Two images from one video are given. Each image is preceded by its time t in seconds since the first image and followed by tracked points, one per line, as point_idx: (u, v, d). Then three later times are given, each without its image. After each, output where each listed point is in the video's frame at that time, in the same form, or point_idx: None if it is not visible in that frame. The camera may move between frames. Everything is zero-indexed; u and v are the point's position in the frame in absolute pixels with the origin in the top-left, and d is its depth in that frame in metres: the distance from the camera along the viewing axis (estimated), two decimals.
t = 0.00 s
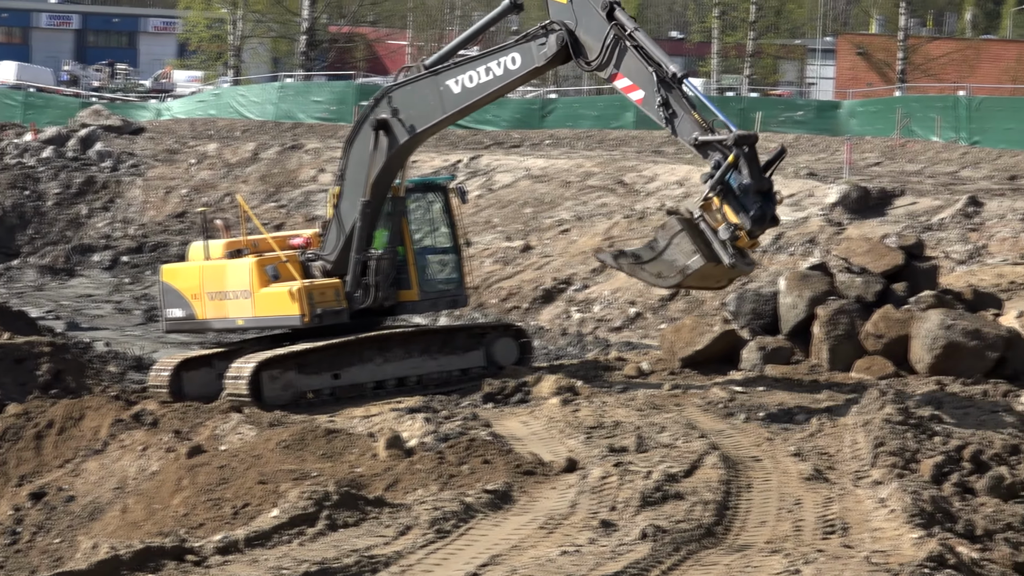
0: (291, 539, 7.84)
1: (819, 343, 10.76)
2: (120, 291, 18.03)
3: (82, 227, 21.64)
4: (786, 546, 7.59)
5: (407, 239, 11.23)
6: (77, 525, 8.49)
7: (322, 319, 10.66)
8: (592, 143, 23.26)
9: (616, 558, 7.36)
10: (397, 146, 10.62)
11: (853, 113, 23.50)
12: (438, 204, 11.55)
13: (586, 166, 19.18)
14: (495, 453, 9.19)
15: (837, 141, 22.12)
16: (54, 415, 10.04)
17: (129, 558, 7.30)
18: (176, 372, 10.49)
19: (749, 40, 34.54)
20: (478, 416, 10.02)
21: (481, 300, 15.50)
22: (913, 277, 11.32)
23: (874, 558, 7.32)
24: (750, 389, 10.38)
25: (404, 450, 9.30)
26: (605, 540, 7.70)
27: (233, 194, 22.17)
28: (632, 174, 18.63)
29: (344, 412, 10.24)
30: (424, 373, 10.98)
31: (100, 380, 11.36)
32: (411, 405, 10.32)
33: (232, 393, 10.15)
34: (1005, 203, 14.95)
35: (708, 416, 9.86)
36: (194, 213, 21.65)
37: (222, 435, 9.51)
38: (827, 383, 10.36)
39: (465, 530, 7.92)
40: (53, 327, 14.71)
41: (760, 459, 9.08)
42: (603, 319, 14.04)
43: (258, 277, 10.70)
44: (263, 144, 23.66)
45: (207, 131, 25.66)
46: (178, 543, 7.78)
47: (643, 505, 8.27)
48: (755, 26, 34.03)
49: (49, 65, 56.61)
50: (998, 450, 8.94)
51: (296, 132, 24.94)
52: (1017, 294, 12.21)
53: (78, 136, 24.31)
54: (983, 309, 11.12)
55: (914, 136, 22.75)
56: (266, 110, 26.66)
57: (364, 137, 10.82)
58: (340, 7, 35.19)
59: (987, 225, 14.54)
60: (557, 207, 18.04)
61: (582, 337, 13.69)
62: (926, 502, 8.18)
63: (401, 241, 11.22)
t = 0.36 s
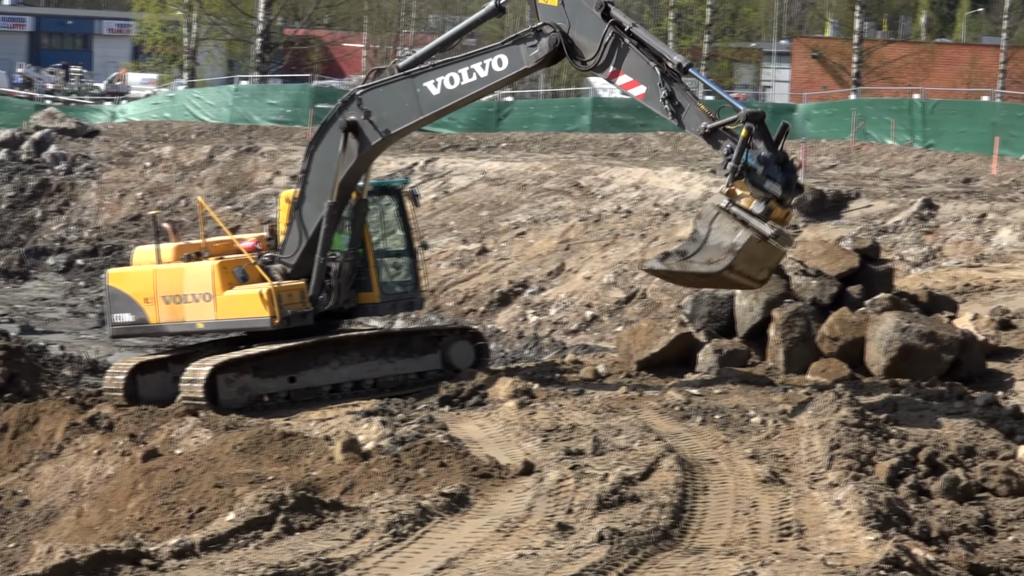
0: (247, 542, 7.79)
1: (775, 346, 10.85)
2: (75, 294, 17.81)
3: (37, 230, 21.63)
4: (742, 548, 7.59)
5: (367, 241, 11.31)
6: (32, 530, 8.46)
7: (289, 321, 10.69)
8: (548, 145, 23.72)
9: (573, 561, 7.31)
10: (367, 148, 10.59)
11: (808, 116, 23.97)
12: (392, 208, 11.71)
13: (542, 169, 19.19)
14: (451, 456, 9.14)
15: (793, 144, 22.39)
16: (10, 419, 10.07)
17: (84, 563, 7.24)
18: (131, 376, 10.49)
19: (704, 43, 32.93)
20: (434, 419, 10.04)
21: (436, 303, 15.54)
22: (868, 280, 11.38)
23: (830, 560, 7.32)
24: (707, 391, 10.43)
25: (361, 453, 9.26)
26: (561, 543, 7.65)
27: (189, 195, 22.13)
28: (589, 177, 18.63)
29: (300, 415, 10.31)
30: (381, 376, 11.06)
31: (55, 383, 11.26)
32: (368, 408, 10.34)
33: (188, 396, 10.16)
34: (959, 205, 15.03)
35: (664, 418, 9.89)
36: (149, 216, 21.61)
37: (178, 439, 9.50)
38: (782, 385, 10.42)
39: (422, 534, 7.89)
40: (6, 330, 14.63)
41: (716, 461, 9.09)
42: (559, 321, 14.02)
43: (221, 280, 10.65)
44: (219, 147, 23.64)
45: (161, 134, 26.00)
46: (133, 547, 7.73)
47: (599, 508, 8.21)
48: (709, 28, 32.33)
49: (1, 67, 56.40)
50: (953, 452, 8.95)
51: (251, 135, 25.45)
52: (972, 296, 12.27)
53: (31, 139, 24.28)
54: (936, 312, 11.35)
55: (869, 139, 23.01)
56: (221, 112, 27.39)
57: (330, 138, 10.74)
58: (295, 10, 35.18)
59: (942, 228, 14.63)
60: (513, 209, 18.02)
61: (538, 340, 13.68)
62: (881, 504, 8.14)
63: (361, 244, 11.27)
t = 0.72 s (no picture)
0: (216, 545, 7.66)
1: (744, 348, 10.92)
2: (42, 295, 17.62)
3: (4, 232, 22.04)
4: (711, 550, 7.53)
5: (338, 243, 11.38)
6: None
7: (267, 322, 10.66)
8: (517, 147, 24.51)
9: (542, 563, 7.20)
10: (347, 149, 10.67)
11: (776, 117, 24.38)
12: (359, 211, 11.80)
13: (510, 171, 19.33)
14: (420, 458, 9.10)
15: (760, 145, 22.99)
16: None
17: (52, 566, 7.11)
18: (98, 378, 10.50)
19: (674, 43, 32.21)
20: (403, 421, 10.03)
21: (405, 305, 15.59)
22: (836, 281, 11.35)
23: (798, 561, 7.25)
24: (676, 393, 10.47)
25: (329, 455, 9.19)
26: (531, 545, 7.55)
27: (157, 198, 22.27)
28: (557, 178, 18.68)
29: (268, 418, 10.34)
30: (349, 378, 11.10)
31: (22, 386, 11.18)
32: (336, 410, 10.35)
33: (155, 399, 10.16)
34: (927, 206, 15.11)
35: (632, 420, 9.92)
36: (116, 218, 21.66)
37: (145, 442, 9.50)
38: (751, 387, 10.47)
39: (391, 536, 7.78)
40: None
41: (685, 463, 9.08)
42: (528, 323, 14.00)
43: (196, 282, 10.62)
44: (186, 149, 23.79)
45: (129, 136, 26.45)
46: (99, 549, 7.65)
47: (568, 509, 8.13)
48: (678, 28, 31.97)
49: None
50: (922, 453, 8.94)
51: (219, 138, 26.06)
52: (940, 297, 12.31)
53: None
54: (905, 313, 11.36)
55: (837, 140, 23.65)
56: (189, 114, 28.11)
57: (306, 140, 10.77)
58: (263, 11, 35.33)
59: (909, 229, 14.69)
60: (481, 211, 18.09)
61: (507, 341, 13.67)
62: (850, 505, 8.06)
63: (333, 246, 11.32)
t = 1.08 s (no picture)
0: (192, 548, 7.57)
1: (720, 350, 10.96)
2: (17, 298, 17.41)
3: None
4: (688, 552, 7.47)
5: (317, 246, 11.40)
6: None
7: (253, 323, 10.67)
8: (493, 149, 24.75)
9: (519, 565, 7.10)
10: (332, 151, 10.68)
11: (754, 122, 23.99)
12: (337, 213, 11.82)
13: (486, 173, 19.45)
14: (396, 460, 9.06)
15: (737, 148, 23.14)
16: None
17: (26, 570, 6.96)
18: (74, 382, 10.51)
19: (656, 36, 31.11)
20: (379, 423, 10.03)
21: (381, 307, 15.56)
22: (813, 284, 11.36)
23: (775, 563, 7.15)
24: (652, 396, 10.50)
25: (305, 458, 9.14)
26: (508, 547, 7.49)
27: (133, 200, 22.37)
28: (533, 181, 18.82)
29: (244, 420, 10.37)
30: (326, 381, 11.11)
31: None
32: (313, 413, 10.36)
33: (131, 402, 10.14)
34: (902, 209, 15.16)
35: (609, 423, 9.94)
36: (93, 220, 21.63)
37: (121, 444, 9.47)
38: (727, 390, 10.50)
39: (367, 539, 7.72)
40: None
41: (661, 465, 9.07)
42: (504, 325, 14.03)
43: (181, 283, 10.59)
44: (163, 151, 23.96)
45: (105, 137, 26.65)
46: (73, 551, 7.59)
47: (545, 511, 8.10)
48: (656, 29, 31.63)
49: None
50: (898, 455, 8.93)
51: (195, 139, 26.30)
52: (916, 300, 12.34)
53: None
54: (881, 316, 11.36)
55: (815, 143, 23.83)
56: (165, 116, 28.31)
57: (291, 141, 10.76)
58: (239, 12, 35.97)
59: (886, 232, 14.73)
60: (457, 213, 18.17)
61: (483, 344, 13.64)
62: (826, 508, 7.93)
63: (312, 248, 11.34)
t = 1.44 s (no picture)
0: (193, 549, 7.57)
1: (721, 351, 10.98)
2: (18, 300, 17.33)
3: None
4: (689, 553, 7.47)
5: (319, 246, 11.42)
6: None
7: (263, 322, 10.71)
8: (493, 150, 24.74)
9: (520, 566, 7.10)
10: (340, 152, 10.70)
11: (753, 121, 24.33)
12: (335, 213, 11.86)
13: (487, 174, 19.45)
14: (397, 461, 9.06)
15: (738, 149, 23.13)
16: None
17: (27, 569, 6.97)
18: (75, 383, 10.49)
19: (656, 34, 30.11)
20: (381, 424, 10.03)
21: (382, 308, 15.55)
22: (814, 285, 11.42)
23: (777, 564, 7.15)
24: (653, 397, 10.51)
25: (307, 459, 9.14)
26: (509, 548, 7.49)
27: (133, 202, 22.36)
28: (534, 182, 18.84)
29: (246, 421, 10.37)
30: (326, 382, 11.11)
31: None
32: (314, 413, 10.35)
33: (132, 403, 10.13)
34: (904, 210, 15.16)
35: (610, 424, 9.94)
36: (93, 221, 21.60)
37: (122, 445, 9.47)
38: (728, 390, 10.51)
39: (368, 540, 7.72)
40: None
41: (663, 466, 9.08)
42: (505, 326, 14.03)
43: (190, 283, 10.59)
44: (163, 152, 24.00)
45: (105, 138, 26.64)
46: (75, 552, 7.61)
47: (546, 513, 8.09)
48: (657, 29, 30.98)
49: None
50: (899, 456, 8.92)
51: (196, 140, 26.33)
52: (918, 300, 12.34)
53: None
54: (882, 316, 11.35)
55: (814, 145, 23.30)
56: (165, 117, 28.25)
57: (298, 142, 10.74)
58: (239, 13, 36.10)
59: (886, 233, 14.73)
60: (458, 215, 18.18)
61: (484, 345, 13.62)
62: (828, 508, 7.93)
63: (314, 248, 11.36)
